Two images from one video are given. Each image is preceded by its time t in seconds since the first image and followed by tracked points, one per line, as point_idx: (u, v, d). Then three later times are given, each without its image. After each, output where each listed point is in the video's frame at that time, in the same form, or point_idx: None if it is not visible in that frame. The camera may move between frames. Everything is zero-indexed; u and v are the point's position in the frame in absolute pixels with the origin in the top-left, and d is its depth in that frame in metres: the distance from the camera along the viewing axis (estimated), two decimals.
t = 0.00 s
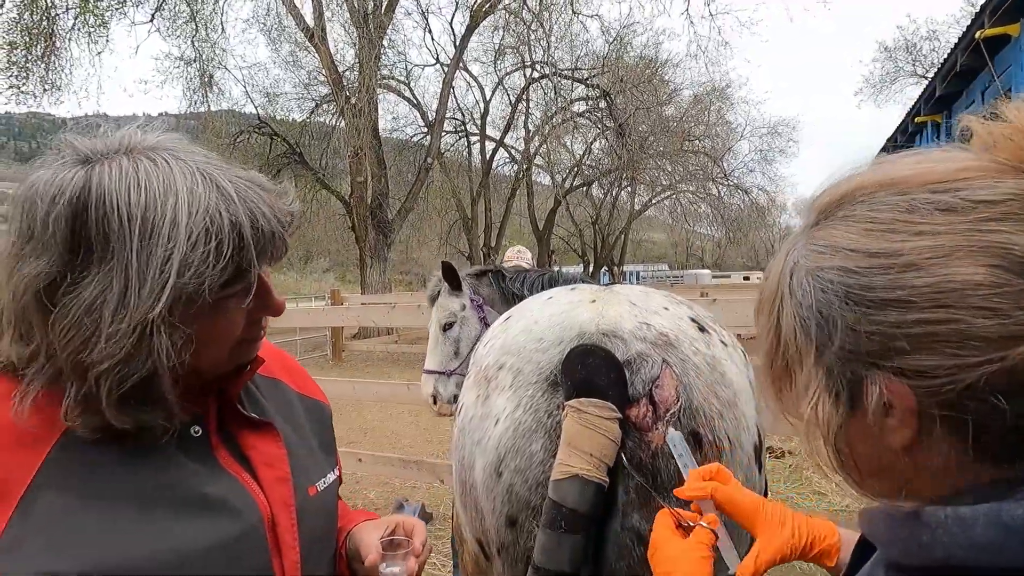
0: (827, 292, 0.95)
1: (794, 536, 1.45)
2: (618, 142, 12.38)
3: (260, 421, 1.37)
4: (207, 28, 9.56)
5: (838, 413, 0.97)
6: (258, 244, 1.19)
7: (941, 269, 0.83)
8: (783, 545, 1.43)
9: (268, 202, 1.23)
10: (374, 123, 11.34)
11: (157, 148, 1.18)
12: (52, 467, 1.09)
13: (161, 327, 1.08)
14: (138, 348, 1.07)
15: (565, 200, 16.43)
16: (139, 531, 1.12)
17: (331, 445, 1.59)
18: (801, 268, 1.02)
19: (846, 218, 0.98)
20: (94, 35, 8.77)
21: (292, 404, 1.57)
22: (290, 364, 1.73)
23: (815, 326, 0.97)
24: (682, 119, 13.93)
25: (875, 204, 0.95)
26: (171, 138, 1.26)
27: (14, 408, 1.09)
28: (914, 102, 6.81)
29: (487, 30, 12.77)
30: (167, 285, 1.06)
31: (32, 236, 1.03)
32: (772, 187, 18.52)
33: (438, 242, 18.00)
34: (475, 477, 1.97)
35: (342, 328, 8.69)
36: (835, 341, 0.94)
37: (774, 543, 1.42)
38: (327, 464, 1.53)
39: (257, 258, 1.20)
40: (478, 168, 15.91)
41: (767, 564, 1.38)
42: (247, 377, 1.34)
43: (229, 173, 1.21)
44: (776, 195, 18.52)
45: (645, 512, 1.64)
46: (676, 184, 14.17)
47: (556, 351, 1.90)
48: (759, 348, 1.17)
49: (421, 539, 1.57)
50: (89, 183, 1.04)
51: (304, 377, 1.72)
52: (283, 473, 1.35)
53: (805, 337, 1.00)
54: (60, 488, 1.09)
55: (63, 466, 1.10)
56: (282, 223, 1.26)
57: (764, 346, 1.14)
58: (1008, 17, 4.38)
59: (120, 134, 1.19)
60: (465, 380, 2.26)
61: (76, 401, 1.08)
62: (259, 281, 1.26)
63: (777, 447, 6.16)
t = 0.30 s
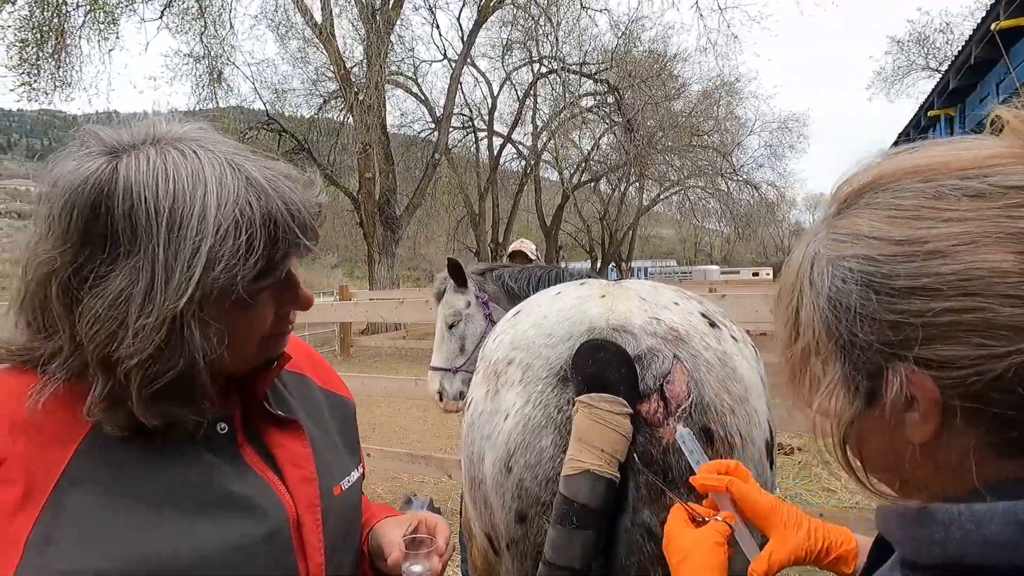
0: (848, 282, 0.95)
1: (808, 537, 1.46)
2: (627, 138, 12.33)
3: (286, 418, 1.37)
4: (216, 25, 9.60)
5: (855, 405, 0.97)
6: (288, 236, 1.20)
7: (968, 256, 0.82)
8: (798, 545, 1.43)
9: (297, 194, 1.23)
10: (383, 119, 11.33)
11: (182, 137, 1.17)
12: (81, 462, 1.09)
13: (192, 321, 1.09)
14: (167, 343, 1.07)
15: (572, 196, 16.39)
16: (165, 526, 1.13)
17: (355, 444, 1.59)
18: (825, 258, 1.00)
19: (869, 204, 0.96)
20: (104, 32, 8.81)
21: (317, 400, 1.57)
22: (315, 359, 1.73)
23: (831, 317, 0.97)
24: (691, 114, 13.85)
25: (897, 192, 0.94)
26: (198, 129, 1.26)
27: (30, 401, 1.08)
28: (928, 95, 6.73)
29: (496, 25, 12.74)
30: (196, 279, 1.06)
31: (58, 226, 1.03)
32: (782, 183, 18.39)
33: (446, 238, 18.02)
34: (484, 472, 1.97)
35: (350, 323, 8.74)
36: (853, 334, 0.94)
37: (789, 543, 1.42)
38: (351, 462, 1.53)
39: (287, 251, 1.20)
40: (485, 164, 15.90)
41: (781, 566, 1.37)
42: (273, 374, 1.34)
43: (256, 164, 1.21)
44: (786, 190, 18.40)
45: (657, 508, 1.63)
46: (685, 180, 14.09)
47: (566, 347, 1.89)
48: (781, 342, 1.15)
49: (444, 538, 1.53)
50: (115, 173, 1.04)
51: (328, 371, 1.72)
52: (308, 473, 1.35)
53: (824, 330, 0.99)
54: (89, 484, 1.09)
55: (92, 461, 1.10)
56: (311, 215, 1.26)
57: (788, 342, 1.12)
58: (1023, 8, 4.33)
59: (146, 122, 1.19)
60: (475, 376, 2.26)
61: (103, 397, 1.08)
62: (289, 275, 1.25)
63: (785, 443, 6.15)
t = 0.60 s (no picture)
0: (889, 280, 0.93)
1: (819, 534, 1.44)
2: (631, 135, 12.28)
3: (301, 423, 1.37)
4: (221, 23, 9.62)
5: (900, 405, 0.94)
6: (315, 239, 1.18)
7: (1019, 253, 0.81)
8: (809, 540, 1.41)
9: (320, 195, 1.22)
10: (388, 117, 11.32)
11: (202, 136, 1.15)
12: (99, 472, 1.07)
13: (222, 328, 1.07)
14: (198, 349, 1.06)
15: (577, 194, 16.36)
16: (182, 530, 1.12)
17: (367, 448, 1.59)
18: (859, 257, 0.99)
19: (907, 203, 0.95)
20: (110, 31, 8.83)
21: (330, 403, 1.57)
22: (329, 361, 1.74)
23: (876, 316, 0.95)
24: (696, 111, 13.80)
25: (939, 190, 0.92)
26: (217, 126, 1.23)
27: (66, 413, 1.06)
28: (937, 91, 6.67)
29: (500, 22, 12.72)
30: (225, 286, 1.04)
31: (81, 229, 1.01)
32: (788, 180, 18.30)
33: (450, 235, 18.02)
34: (490, 470, 1.97)
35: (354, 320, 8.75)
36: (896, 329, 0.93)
37: (800, 537, 1.40)
38: (363, 467, 1.53)
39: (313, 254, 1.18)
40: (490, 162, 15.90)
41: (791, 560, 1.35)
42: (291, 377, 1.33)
43: (279, 164, 1.19)
44: (792, 188, 18.32)
45: (665, 508, 1.62)
46: (690, 177, 14.04)
47: (572, 345, 1.88)
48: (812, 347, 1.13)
49: (458, 539, 1.54)
50: (139, 174, 1.01)
51: (341, 373, 1.73)
52: (323, 478, 1.34)
53: (864, 332, 0.97)
54: (105, 494, 1.07)
55: (111, 469, 1.08)
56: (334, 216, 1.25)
57: (822, 346, 1.10)
58: None
59: (165, 120, 1.17)
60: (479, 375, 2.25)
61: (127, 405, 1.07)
62: (311, 280, 1.25)
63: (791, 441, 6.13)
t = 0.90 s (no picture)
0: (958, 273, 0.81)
1: (825, 531, 1.43)
2: (631, 135, 12.28)
3: (304, 427, 1.37)
4: (221, 23, 9.62)
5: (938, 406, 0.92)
6: (325, 241, 1.17)
7: None
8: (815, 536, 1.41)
9: (331, 198, 1.21)
10: (388, 117, 11.32)
11: (210, 135, 1.14)
12: (100, 478, 1.07)
13: (232, 331, 1.06)
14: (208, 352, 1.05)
15: (577, 194, 16.37)
16: (186, 536, 1.12)
17: (370, 449, 1.59)
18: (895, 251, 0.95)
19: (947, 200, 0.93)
20: (110, 30, 8.82)
21: (334, 405, 1.57)
22: (332, 362, 1.74)
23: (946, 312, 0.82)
24: (695, 111, 13.81)
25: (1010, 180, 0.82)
26: (225, 125, 1.22)
27: (78, 419, 1.05)
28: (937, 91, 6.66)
29: (500, 23, 12.73)
30: (235, 289, 1.03)
31: (87, 230, 0.99)
32: (787, 180, 18.31)
33: (450, 235, 18.03)
34: (490, 473, 1.96)
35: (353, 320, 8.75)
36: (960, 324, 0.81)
37: (805, 534, 1.40)
38: (367, 469, 1.53)
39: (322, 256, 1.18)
40: (489, 162, 15.90)
41: (793, 561, 1.34)
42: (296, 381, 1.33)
43: (290, 166, 1.18)
44: (791, 188, 18.34)
45: (665, 509, 1.62)
46: (689, 178, 14.05)
47: (572, 345, 1.88)
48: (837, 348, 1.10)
49: (463, 544, 1.50)
50: (148, 173, 1.00)
51: (344, 374, 1.73)
52: (328, 483, 1.34)
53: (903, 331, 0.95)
54: (107, 502, 1.06)
55: (113, 475, 1.08)
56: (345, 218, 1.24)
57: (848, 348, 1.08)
58: None
59: (173, 118, 1.16)
60: (479, 376, 2.25)
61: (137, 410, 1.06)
62: (320, 284, 1.24)
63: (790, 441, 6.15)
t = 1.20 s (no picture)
0: None
1: (826, 530, 1.44)
2: (627, 135, 12.29)
3: (303, 427, 1.36)
4: (217, 22, 9.59)
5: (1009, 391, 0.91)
6: (322, 237, 1.17)
7: None
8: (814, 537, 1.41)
9: (329, 195, 1.21)
10: (384, 117, 11.30)
11: (207, 133, 1.13)
12: (97, 481, 1.05)
13: (229, 329, 1.06)
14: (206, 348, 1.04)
15: (573, 194, 16.38)
16: (184, 537, 1.11)
17: (369, 452, 1.59)
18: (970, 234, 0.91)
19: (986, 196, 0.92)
20: (105, 30, 8.78)
21: (332, 407, 1.56)
22: (330, 362, 1.73)
23: None
24: (691, 111, 13.82)
25: None
26: (223, 123, 1.21)
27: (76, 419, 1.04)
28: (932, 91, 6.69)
29: (497, 23, 12.73)
30: (234, 287, 1.03)
31: (85, 229, 0.98)
32: (783, 180, 18.35)
33: (446, 235, 18.02)
34: (488, 475, 1.96)
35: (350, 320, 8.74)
36: None
37: (805, 535, 1.40)
38: (365, 471, 1.53)
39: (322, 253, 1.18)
40: (486, 162, 15.90)
41: (794, 561, 1.35)
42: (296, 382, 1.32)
43: (288, 163, 1.18)
44: (787, 188, 18.38)
45: (663, 510, 1.62)
46: (685, 178, 14.07)
47: (570, 346, 1.88)
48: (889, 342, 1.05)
49: (462, 546, 1.49)
50: (146, 169, 0.99)
51: (342, 375, 1.72)
52: (326, 485, 1.33)
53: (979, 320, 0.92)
54: (102, 506, 1.05)
55: (110, 476, 1.07)
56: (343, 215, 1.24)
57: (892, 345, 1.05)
58: None
59: (170, 115, 1.14)
60: (476, 377, 2.24)
61: (141, 409, 1.05)
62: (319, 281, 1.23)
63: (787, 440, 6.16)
